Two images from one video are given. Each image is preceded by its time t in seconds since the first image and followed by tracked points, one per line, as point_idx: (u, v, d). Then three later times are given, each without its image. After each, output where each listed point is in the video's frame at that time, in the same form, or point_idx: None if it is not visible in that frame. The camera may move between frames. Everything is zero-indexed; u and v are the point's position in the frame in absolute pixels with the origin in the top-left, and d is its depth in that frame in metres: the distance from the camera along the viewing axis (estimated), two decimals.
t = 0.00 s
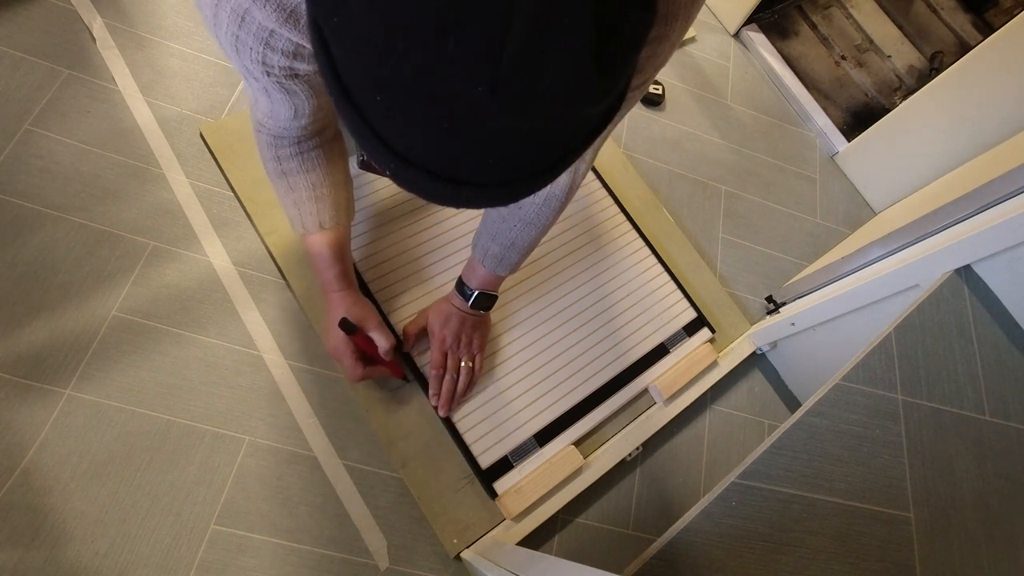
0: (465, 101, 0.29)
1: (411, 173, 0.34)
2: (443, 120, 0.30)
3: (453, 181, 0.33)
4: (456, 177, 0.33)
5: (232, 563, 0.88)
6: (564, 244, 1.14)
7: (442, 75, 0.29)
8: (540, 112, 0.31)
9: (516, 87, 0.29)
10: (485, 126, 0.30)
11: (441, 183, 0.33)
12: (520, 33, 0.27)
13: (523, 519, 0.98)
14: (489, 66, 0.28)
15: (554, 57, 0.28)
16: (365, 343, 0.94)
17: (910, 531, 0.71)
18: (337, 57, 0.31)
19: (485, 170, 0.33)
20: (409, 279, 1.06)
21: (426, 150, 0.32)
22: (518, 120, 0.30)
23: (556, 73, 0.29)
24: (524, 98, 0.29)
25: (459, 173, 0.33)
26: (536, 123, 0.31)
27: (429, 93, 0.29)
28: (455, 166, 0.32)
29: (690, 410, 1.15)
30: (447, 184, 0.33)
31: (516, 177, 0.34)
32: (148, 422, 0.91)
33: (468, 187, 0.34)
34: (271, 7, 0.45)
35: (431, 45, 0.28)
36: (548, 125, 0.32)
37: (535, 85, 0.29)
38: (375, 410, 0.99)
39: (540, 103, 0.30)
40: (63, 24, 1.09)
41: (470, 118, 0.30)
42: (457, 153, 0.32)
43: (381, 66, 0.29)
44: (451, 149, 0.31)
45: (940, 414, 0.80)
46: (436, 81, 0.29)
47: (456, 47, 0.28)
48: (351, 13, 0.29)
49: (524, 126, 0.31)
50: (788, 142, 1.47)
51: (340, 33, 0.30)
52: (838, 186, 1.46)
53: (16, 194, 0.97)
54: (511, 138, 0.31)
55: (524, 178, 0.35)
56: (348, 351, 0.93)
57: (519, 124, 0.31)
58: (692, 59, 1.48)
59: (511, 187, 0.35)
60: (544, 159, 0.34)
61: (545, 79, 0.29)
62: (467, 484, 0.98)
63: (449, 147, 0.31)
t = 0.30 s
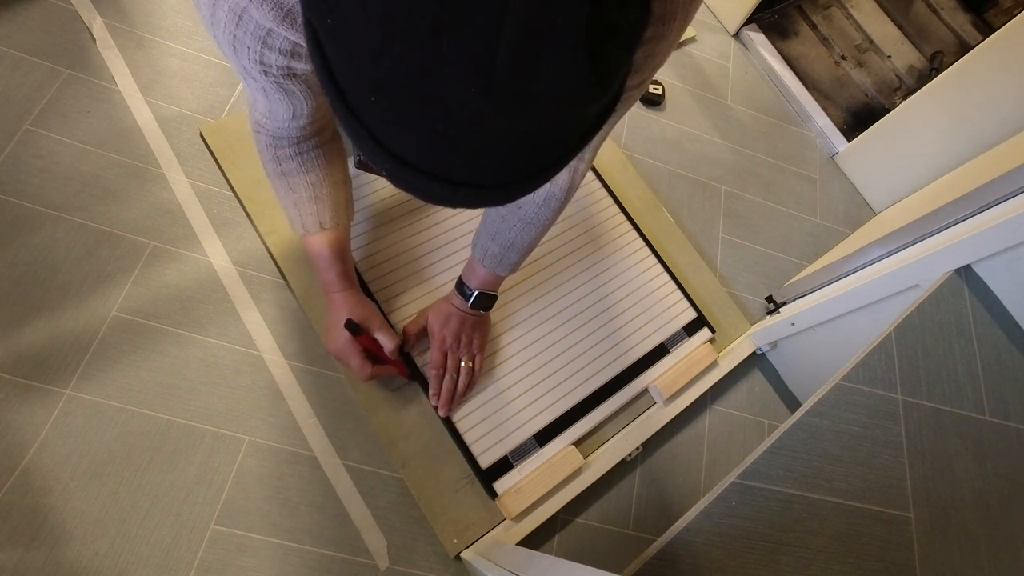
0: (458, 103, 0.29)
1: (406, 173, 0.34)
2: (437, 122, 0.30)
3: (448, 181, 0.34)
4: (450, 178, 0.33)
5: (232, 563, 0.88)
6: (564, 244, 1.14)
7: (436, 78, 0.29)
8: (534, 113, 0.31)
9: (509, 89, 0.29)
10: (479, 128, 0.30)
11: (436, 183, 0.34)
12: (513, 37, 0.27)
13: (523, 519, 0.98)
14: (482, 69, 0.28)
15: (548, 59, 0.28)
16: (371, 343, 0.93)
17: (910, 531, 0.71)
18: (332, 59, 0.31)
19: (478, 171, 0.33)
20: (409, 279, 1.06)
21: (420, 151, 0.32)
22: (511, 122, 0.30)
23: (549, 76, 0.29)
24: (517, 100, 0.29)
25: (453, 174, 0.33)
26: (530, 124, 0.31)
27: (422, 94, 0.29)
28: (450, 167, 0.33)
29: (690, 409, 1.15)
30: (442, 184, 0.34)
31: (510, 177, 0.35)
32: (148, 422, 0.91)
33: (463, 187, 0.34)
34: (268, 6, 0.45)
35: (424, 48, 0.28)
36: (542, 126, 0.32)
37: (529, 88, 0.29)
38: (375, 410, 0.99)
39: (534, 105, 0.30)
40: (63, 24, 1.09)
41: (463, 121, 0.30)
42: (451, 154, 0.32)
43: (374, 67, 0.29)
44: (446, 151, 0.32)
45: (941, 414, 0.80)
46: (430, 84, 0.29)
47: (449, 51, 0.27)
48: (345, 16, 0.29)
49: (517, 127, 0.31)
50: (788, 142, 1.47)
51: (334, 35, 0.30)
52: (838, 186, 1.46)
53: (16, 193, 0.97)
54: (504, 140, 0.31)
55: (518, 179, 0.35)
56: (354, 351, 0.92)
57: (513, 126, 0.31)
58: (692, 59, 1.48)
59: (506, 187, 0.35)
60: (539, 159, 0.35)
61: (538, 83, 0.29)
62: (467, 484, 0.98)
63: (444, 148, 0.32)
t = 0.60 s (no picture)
0: (446, 98, 0.29)
1: (397, 171, 0.34)
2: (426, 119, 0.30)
3: (440, 178, 0.33)
4: (441, 175, 0.33)
5: (232, 563, 0.88)
6: (564, 243, 1.14)
7: (423, 73, 0.29)
8: (523, 110, 0.31)
9: (497, 86, 0.29)
10: (468, 124, 0.30)
11: (430, 181, 0.34)
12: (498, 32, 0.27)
13: (523, 518, 0.98)
14: (468, 65, 0.28)
15: (537, 55, 0.28)
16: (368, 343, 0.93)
17: (910, 531, 0.71)
18: (323, 59, 0.32)
19: (471, 169, 0.33)
20: (409, 279, 1.06)
21: (410, 148, 0.32)
22: (501, 118, 0.30)
23: (539, 72, 0.29)
24: (505, 96, 0.30)
25: (445, 172, 0.33)
26: (520, 121, 0.31)
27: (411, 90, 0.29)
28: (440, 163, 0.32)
29: (690, 409, 1.15)
30: (434, 182, 0.34)
31: (503, 175, 0.35)
32: (148, 422, 0.91)
33: (455, 185, 0.34)
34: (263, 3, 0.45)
35: (410, 43, 0.28)
36: (532, 124, 0.32)
37: (517, 84, 0.29)
38: (375, 410, 0.99)
39: (523, 101, 0.30)
40: (63, 24, 1.09)
41: (454, 118, 0.30)
42: (441, 151, 0.32)
43: (362, 62, 0.29)
44: (436, 147, 0.31)
45: (941, 414, 0.80)
46: (419, 82, 0.29)
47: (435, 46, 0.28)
48: (334, 16, 0.29)
49: (507, 124, 0.31)
50: (788, 142, 1.47)
51: (322, 31, 0.30)
52: (838, 186, 1.46)
53: (16, 193, 0.97)
54: (496, 139, 0.31)
55: (511, 177, 0.35)
56: (353, 351, 0.93)
57: (502, 123, 0.31)
58: (692, 59, 1.48)
59: (499, 186, 0.35)
60: (531, 157, 0.35)
61: (527, 78, 0.29)
62: (467, 484, 0.99)
63: (433, 144, 0.31)
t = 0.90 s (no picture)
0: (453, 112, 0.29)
1: (399, 179, 0.34)
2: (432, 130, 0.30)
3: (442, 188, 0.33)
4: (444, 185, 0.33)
5: (232, 562, 0.88)
6: (564, 243, 1.14)
7: (431, 88, 0.29)
8: (528, 125, 0.31)
9: (504, 102, 0.29)
10: (472, 138, 0.30)
11: (430, 189, 0.33)
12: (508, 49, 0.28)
13: (523, 519, 0.98)
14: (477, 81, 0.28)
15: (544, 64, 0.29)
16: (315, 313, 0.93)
17: (910, 531, 0.71)
18: (331, 65, 0.32)
19: (474, 182, 0.33)
20: (409, 279, 1.06)
21: (414, 158, 0.32)
22: (507, 133, 0.30)
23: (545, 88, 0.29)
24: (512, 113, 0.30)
25: (446, 181, 0.33)
26: (525, 136, 0.31)
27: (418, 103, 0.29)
28: (443, 173, 0.32)
29: (690, 409, 1.15)
30: (435, 191, 0.34)
31: (505, 188, 0.35)
32: (148, 422, 0.91)
33: (456, 195, 0.34)
34: None
35: (420, 58, 0.28)
36: (536, 139, 0.32)
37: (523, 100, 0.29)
38: (375, 410, 0.99)
39: (529, 117, 0.30)
40: (63, 24, 1.09)
41: (458, 130, 0.30)
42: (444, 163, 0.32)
43: (372, 74, 0.29)
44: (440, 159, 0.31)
45: (941, 414, 0.80)
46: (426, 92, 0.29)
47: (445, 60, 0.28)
48: (342, 22, 0.29)
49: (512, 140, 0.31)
50: (788, 142, 1.47)
51: (332, 42, 0.30)
52: (838, 186, 1.46)
53: (16, 193, 0.97)
54: (500, 152, 0.31)
55: (513, 190, 0.35)
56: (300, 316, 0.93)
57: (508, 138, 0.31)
58: (692, 59, 1.48)
59: (500, 196, 0.35)
60: (534, 171, 0.34)
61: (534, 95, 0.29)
62: (467, 484, 0.99)
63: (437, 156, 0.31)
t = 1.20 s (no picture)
0: (451, 139, 0.30)
1: (391, 182, 0.35)
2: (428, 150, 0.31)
3: (433, 197, 0.35)
4: (435, 194, 0.35)
5: (232, 563, 0.88)
6: (564, 243, 1.14)
7: (432, 116, 0.29)
8: (521, 151, 0.31)
9: (502, 136, 0.30)
10: (467, 160, 0.31)
11: (419, 195, 0.35)
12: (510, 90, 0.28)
13: (523, 518, 0.98)
14: (476, 117, 0.28)
15: (540, 106, 0.29)
16: (303, 232, 0.99)
17: (910, 531, 0.71)
18: (335, 73, 0.31)
19: (464, 193, 0.34)
20: (409, 277, 1.06)
21: (408, 169, 0.33)
22: (500, 158, 0.31)
23: (542, 121, 0.30)
24: (507, 144, 0.30)
25: (437, 190, 0.34)
26: (518, 158, 0.32)
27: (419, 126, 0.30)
28: (435, 185, 0.33)
29: (690, 409, 1.15)
30: (425, 197, 0.35)
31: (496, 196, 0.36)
32: (148, 422, 0.91)
33: (444, 203, 0.35)
34: None
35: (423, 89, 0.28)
36: (528, 160, 0.33)
37: (520, 132, 0.30)
38: (375, 411, 0.99)
39: (523, 145, 0.31)
40: (63, 24, 1.09)
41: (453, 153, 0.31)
42: (437, 177, 0.33)
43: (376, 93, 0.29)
44: (433, 174, 0.32)
45: (941, 414, 0.80)
46: (425, 118, 0.29)
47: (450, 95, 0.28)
48: (351, 40, 0.28)
49: (505, 162, 0.32)
50: (788, 142, 1.47)
51: (340, 56, 0.30)
52: (837, 186, 1.46)
53: (16, 193, 0.97)
54: (490, 170, 0.32)
55: (502, 197, 0.36)
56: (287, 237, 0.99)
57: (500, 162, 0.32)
58: (692, 59, 1.48)
59: (489, 203, 0.36)
60: (523, 180, 0.36)
61: (530, 128, 0.30)
62: (467, 484, 0.99)
63: (430, 172, 0.32)
